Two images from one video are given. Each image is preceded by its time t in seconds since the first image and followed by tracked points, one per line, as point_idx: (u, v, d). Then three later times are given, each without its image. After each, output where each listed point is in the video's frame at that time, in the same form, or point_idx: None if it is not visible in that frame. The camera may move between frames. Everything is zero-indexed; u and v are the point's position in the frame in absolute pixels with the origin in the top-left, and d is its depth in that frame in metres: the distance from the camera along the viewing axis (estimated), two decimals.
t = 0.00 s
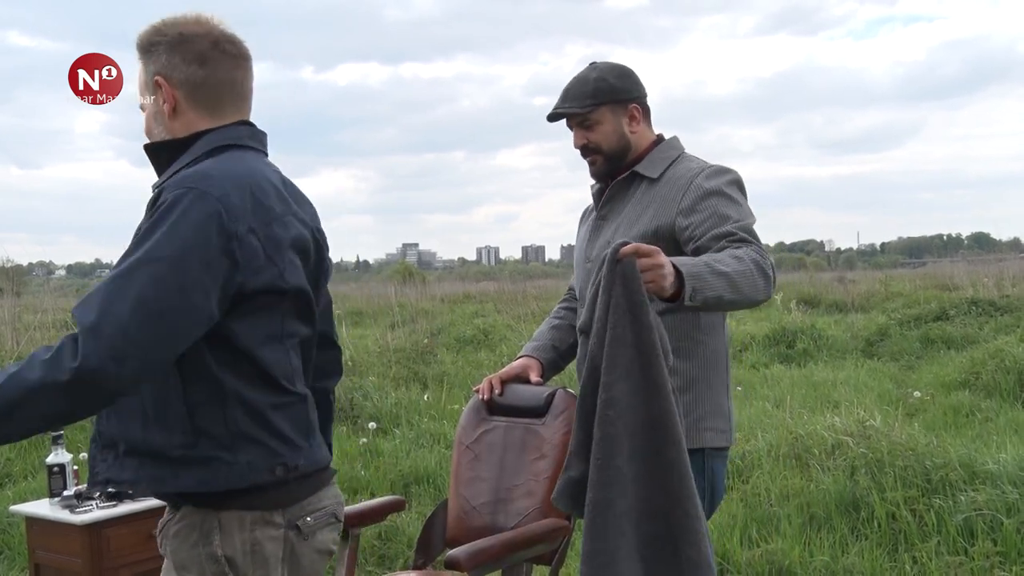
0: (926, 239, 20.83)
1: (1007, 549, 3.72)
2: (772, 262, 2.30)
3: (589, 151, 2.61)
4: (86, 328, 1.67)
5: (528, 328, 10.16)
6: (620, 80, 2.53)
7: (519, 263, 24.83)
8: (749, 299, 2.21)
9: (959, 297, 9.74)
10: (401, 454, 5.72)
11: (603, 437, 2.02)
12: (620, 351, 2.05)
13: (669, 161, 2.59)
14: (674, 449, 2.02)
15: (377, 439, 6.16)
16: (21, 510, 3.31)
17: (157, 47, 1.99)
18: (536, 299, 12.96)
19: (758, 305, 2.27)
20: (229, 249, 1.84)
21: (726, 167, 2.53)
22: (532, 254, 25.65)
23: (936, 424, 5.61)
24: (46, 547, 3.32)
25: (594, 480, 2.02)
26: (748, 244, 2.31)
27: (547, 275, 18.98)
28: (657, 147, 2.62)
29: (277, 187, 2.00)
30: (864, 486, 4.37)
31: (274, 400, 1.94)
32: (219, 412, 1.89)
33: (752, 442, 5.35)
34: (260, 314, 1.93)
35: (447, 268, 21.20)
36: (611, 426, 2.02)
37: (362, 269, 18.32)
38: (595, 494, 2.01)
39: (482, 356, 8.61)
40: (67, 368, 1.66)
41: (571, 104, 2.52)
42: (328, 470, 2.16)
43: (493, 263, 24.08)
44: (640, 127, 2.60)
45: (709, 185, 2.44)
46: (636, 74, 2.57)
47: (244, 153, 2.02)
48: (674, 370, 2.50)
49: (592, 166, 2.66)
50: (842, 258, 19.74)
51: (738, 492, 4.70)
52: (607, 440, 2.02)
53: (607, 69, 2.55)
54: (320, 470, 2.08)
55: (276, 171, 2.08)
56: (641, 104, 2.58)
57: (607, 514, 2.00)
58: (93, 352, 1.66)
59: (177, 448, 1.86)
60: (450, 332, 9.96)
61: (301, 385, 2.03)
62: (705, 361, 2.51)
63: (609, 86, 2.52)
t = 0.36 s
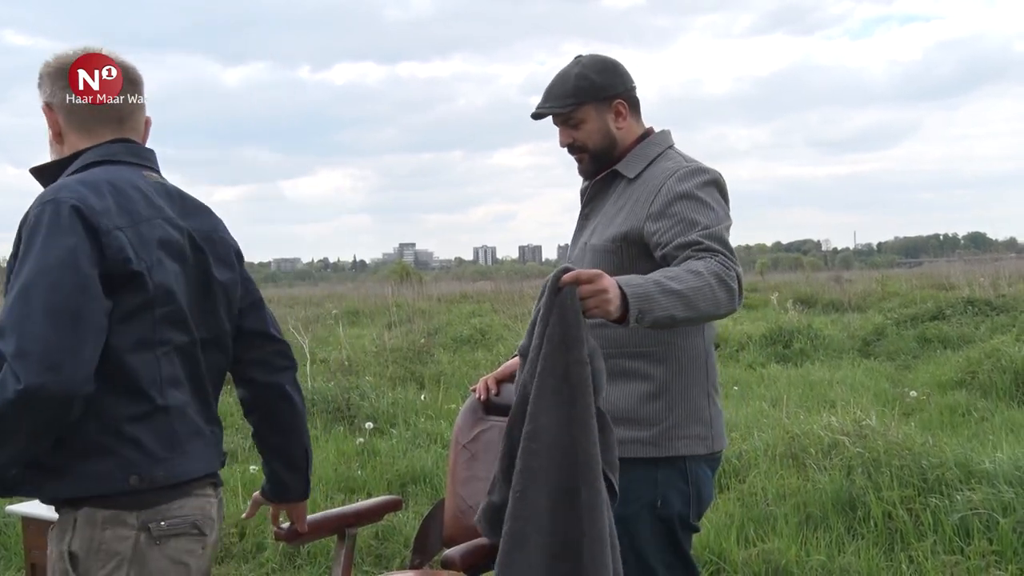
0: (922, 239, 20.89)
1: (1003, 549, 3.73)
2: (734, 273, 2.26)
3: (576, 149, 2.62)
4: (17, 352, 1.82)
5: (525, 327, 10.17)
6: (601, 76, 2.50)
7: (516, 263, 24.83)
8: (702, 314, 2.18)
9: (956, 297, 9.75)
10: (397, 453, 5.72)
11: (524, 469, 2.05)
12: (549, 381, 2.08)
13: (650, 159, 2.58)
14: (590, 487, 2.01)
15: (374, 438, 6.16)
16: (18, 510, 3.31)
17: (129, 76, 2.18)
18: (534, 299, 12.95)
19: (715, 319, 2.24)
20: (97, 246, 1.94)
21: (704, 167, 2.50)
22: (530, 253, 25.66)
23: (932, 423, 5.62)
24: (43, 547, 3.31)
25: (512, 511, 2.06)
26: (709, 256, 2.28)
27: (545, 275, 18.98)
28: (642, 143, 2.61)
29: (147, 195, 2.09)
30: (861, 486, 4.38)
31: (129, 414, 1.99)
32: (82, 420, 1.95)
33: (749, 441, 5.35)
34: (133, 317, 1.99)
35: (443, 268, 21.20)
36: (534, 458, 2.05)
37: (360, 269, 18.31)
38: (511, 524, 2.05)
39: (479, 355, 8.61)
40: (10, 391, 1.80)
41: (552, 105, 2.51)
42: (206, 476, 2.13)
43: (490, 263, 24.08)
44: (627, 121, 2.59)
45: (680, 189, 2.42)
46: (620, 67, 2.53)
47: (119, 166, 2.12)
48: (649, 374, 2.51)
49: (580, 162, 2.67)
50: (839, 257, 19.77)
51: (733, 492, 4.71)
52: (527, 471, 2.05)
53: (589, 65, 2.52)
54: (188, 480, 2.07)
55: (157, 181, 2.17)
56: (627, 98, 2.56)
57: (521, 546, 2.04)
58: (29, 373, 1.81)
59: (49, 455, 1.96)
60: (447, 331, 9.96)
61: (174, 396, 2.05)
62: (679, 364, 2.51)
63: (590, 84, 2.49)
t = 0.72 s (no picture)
0: (922, 239, 20.90)
1: (1003, 549, 3.73)
2: (760, 276, 2.28)
3: (576, 160, 2.61)
4: None
5: (524, 327, 10.17)
6: (596, 86, 2.48)
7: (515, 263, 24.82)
8: (738, 317, 2.20)
9: (955, 298, 9.75)
10: (397, 453, 5.71)
11: (530, 459, 2.02)
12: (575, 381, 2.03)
13: (651, 161, 2.58)
14: (587, 498, 1.96)
15: (374, 438, 6.16)
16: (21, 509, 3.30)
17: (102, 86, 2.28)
18: (533, 299, 12.96)
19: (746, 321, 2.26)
20: None
21: (707, 167, 2.51)
22: (529, 253, 25.67)
23: (932, 423, 5.62)
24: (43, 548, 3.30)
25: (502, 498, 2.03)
26: (736, 259, 2.29)
27: (544, 275, 18.98)
28: (641, 144, 2.61)
29: (53, 197, 2.07)
30: (860, 486, 4.38)
31: (11, 417, 1.95)
32: None
33: (748, 442, 5.35)
34: (9, 320, 1.96)
35: (442, 268, 21.20)
36: (543, 452, 2.01)
37: (359, 269, 18.31)
38: (497, 510, 2.03)
39: (478, 355, 8.61)
40: None
41: (552, 121, 2.48)
42: (106, 486, 2.02)
43: (489, 263, 24.08)
44: (624, 125, 2.59)
45: (691, 192, 2.42)
46: (610, 72, 2.51)
47: (38, 168, 2.12)
48: (664, 377, 2.50)
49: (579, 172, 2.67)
50: (839, 258, 19.78)
51: (733, 492, 4.70)
52: (531, 463, 2.02)
53: (580, 76, 2.49)
54: (76, 488, 1.98)
55: (80, 182, 2.14)
56: (621, 101, 2.55)
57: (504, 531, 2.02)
58: None
59: None
60: (446, 331, 9.96)
61: (64, 402, 1.97)
62: (694, 366, 2.51)
63: (586, 94, 2.47)
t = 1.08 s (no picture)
0: (927, 242, 20.84)
1: (1009, 554, 3.71)
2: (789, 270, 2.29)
3: (595, 158, 2.60)
4: None
5: (528, 329, 10.16)
6: (622, 85, 2.49)
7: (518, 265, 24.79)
8: (773, 311, 2.19)
9: (960, 301, 9.72)
10: (401, 455, 5.71)
11: (640, 471, 2.13)
12: (650, 384, 2.14)
13: (671, 162, 2.58)
14: (701, 483, 2.10)
15: (378, 440, 6.16)
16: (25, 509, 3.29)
17: None
18: (536, 300, 12.94)
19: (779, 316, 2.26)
20: None
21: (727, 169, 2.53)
22: (533, 255, 25.65)
23: (937, 427, 5.60)
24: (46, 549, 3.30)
25: (634, 515, 2.13)
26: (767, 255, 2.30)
27: (547, 277, 18.95)
28: (659, 146, 2.61)
29: None
30: (865, 490, 4.36)
31: None
32: None
33: (753, 445, 5.34)
34: None
35: (446, 270, 21.20)
36: (648, 460, 2.13)
37: (362, 270, 18.31)
38: (636, 527, 2.13)
39: (482, 357, 8.60)
40: None
41: (576, 117, 2.48)
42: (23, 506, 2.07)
43: (493, 264, 24.05)
44: (643, 127, 2.60)
45: (716, 191, 2.43)
46: (633, 73, 2.53)
47: None
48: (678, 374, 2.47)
49: (596, 171, 2.66)
50: (843, 260, 19.74)
51: (737, 495, 4.70)
52: (644, 473, 2.12)
53: (605, 74, 2.50)
54: None
55: None
56: (642, 104, 2.57)
57: (651, 549, 2.12)
58: None
59: None
60: (450, 333, 9.94)
61: None
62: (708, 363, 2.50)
63: (612, 93, 2.48)
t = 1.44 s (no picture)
0: (939, 243, 20.74)
1: (1022, 557, 3.69)
2: (778, 272, 2.26)
3: (602, 152, 2.61)
4: None
5: (538, 330, 10.16)
6: (632, 81, 2.50)
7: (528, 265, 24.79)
8: (756, 313, 2.17)
9: (972, 303, 9.68)
10: (411, 455, 5.72)
11: (663, 466, 2.04)
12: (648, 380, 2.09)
13: (678, 163, 2.57)
14: (722, 461, 2.02)
15: (388, 440, 6.18)
16: (36, 510, 3.31)
17: None
18: (546, 301, 12.94)
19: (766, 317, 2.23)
20: None
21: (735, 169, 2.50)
22: (543, 256, 25.64)
23: (948, 429, 5.57)
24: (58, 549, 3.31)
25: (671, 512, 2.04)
26: (756, 256, 2.27)
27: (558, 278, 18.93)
28: (669, 146, 2.61)
29: None
30: (877, 492, 4.34)
31: None
32: None
33: (763, 447, 5.32)
34: None
35: (456, 270, 21.22)
36: (665, 456, 2.04)
37: (373, 271, 18.35)
38: (675, 526, 2.03)
39: (492, 357, 8.61)
40: None
41: (583, 107, 2.50)
42: None
43: (504, 265, 24.06)
44: (654, 126, 2.58)
45: (716, 192, 2.41)
46: (649, 71, 2.53)
47: None
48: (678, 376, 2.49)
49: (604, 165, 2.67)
50: (854, 261, 19.66)
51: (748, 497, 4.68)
52: (666, 469, 2.04)
53: (618, 70, 2.52)
54: None
55: None
56: (654, 102, 2.55)
57: (697, 545, 2.02)
58: None
59: None
60: (460, 334, 9.95)
61: None
62: (710, 367, 2.50)
63: (621, 87, 2.49)
